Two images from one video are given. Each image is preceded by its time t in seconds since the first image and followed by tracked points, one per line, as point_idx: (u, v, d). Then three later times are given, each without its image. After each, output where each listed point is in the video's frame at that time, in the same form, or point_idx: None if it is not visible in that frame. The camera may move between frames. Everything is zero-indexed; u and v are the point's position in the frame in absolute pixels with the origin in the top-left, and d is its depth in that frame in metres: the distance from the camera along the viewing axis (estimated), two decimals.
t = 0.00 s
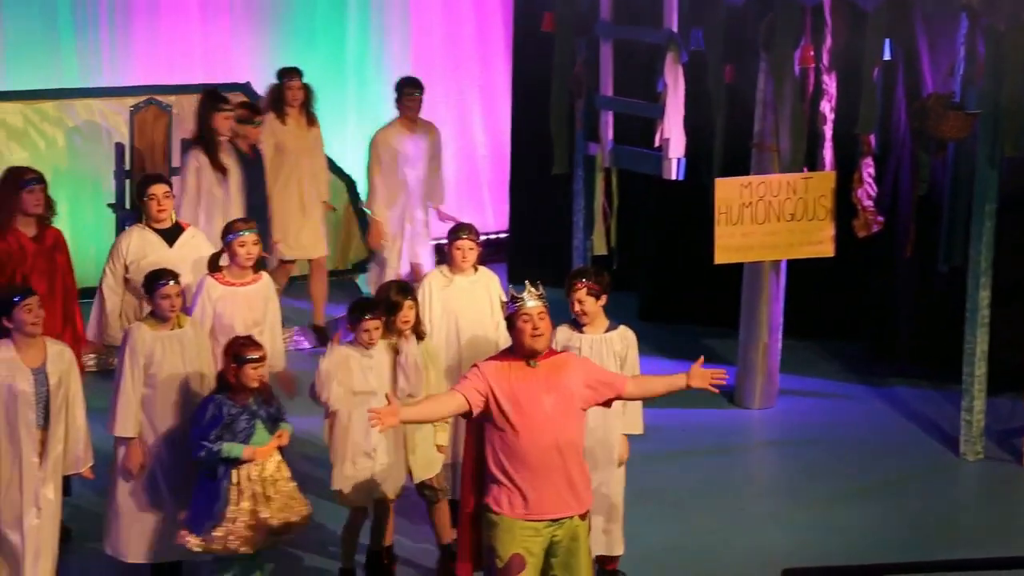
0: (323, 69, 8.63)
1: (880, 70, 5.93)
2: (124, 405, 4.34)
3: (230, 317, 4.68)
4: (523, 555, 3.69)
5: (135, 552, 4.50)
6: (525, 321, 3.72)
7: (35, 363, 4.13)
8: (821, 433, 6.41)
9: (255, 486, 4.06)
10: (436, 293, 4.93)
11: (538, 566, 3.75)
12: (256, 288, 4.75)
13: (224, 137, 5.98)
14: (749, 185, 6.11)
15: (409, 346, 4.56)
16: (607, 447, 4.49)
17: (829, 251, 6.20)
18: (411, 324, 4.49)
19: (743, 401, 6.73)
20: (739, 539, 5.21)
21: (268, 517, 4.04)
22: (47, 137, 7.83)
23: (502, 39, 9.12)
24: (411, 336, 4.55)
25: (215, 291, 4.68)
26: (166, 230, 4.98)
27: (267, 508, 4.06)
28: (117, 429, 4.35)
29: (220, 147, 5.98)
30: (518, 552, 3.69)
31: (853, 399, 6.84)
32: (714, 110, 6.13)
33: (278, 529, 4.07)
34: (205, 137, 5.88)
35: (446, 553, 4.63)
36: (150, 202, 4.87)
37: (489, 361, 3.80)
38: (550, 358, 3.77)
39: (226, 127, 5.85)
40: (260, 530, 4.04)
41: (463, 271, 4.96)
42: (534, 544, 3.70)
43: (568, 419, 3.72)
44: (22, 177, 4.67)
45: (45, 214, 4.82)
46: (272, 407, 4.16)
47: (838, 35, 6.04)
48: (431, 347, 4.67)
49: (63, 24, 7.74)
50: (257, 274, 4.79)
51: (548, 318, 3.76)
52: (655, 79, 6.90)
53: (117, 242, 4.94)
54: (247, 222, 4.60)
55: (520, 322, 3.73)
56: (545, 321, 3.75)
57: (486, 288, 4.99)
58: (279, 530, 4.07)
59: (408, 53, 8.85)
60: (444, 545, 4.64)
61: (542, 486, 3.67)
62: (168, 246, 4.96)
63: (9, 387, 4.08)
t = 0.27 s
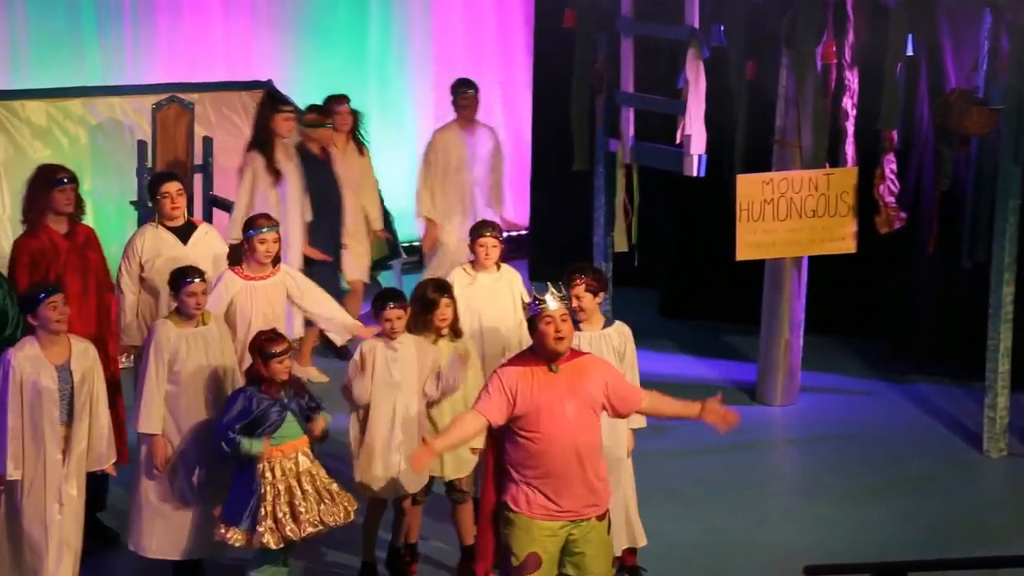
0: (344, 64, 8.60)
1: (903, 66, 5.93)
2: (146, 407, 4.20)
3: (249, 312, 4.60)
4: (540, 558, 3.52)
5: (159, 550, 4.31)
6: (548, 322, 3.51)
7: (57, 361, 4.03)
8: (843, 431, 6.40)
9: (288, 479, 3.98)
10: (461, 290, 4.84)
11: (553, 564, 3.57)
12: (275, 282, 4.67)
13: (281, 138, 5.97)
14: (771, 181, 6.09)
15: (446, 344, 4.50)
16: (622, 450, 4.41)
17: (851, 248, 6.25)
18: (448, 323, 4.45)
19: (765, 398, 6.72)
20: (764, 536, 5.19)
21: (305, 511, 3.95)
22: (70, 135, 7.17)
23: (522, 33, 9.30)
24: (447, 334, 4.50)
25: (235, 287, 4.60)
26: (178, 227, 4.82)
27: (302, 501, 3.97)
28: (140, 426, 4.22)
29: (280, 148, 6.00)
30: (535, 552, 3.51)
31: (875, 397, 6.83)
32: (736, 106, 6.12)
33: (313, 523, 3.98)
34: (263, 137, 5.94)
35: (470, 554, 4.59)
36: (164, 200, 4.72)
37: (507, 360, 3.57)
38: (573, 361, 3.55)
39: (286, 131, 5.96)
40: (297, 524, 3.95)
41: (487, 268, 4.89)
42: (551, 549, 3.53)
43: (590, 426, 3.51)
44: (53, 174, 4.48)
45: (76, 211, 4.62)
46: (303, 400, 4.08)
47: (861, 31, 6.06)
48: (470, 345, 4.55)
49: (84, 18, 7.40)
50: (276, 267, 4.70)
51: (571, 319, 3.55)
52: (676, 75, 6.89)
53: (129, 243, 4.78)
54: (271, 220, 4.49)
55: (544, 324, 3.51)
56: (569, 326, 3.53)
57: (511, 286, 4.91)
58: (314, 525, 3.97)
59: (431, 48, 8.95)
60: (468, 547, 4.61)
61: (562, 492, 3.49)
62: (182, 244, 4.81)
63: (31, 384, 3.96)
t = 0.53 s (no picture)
0: (361, 63, 8.37)
1: (918, 64, 5.92)
2: (166, 402, 4.21)
3: (260, 311, 4.53)
4: (552, 553, 3.52)
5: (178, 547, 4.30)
6: (563, 321, 3.44)
7: (75, 359, 4.04)
8: (859, 429, 6.39)
9: (301, 477, 3.91)
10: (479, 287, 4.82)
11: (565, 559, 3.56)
12: (285, 282, 4.61)
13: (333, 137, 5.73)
14: (787, 180, 6.07)
15: (477, 341, 4.52)
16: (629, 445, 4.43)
17: (869, 245, 6.24)
18: (479, 321, 4.44)
19: (781, 396, 6.72)
20: (781, 534, 5.18)
21: (317, 510, 3.87)
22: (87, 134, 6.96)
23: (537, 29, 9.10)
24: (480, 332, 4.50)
25: (245, 286, 4.53)
26: (188, 226, 4.82)
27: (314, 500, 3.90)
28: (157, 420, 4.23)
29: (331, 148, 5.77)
30: (547, 548, 3.51)
31: (892, 395, 6.82)
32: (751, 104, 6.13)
33: (326, 523, 3.89)
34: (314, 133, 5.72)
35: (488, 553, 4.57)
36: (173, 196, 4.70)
37: (523, 360, 3.53)
38: (588, 362, 3.50)
39: (341, 131, 5.73)
40: (309, 524, 3.87)
41: (506, 267, 4.89)
42: (564, 546, 3.52)
43: (603, 428, 3.48)
44: (79, 176, 4.54)
45: (100, 212, 4.65)
46: (323, 400, 4.02)
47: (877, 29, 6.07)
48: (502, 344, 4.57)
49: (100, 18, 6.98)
50: (286, 267, 4.65)
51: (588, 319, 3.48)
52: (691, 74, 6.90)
53: (140, 242, 4.80)
54: (280, 217, 4.47)
55: (559, 323, 3.44)
56: (584, 326, 3.47)
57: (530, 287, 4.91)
58: (327, 525, 3.88)
59: (445, 47, 8.74)
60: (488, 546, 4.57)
61: (573, 492, 3.47)
62: (193, 241, 4.81)
63: (48, 382, 3.97)
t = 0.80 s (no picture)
0: (380, 63, 7.87)
1: (942, 62, 5.90)
2: (192, 401, 4.20)
3: (278, 311, 4.54)
4: (573, 552, 3.48)
5: (200, 545, 4.32)
6: (584, 318, 3.45)
7: (98, 357, 4.05)
8: (881, 428, 6.36)
9: (310, 479, 3.92)
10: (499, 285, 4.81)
11: (585, 559, 3.53)
12: (303, 281, 4.61)
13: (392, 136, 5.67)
14: (809, 178, 6.04)
15: (510, 340, 4.48)
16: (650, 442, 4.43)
17: (888, 245, 6.24)
18: (510, 319, 4.44)
19: (803, 395, 6.70)
20: (801, 533, 5.17)
21: (322, 511, 3.88)
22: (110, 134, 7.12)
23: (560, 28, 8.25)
24: (512, 331, 4.49)
25: (262, 286, 4.54)
26: (205, 223, 4.88)
27: (321, 502, 3.90)
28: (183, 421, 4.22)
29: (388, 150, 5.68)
30: (567, 547, 3.47)
31: (914, 394, 6.80)
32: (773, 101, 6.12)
33: (331, 525, 3.90)
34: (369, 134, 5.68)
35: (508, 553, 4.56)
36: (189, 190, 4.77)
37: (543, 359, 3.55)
38: (609, 360, 3.50)
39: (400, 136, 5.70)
40: (314, 524, 3.88)
41: (526, 265, 4.87)
42: (584, 544, 3.49)
43: (624, 425, 3.48)
44: (107, 178, 4.55)
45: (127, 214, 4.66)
46: (337, 403, 4.04)
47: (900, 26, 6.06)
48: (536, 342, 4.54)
49: (123, 15, 6.83)
50: (301, 267, 4.65)
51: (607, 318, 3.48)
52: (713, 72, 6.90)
53: (158, 242, 4.84)
54: (294, 217, 4.49)
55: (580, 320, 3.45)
56: (606, 322, 3.48)
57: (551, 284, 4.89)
58: (332, 526, 3.90)
59: (465, 47, 8.00)
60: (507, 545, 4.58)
61: (593, 489, 3.46)
62: (209, 239, 4.86)
63: (72, 380, 3.98)
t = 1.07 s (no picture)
0: (381, 62, 7.91)
1: (943, 60, 5.90)
2: (194, 400, 4.19)
3: (279, 311, 4.54)
4: (572, 551, 3.48)
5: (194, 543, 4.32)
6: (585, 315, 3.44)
7: (98, 355, 4.05)
8: (882, 427, 6.37)
9: (299, 477, 3.91)
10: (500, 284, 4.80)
11: (585, 558, 3.53)
12: (303, 282, 4.61)
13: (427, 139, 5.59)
14: (811, 176, 6.04)
15: (514, 341, 4.43)
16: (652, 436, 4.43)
17: (891, 243, 6.21)
18: (513, 319, 4.37)
19: (804, 394, 6.71)
20: (801, 532, 5.17)
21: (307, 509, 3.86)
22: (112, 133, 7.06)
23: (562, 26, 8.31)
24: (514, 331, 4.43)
25: (263, 287, 4.55)
26: (201, 227, 4.89)
27: (308, 501, 3.89)
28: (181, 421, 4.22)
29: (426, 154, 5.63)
30: (567, 545, 3.47)
31: (915, 392, 6.80)
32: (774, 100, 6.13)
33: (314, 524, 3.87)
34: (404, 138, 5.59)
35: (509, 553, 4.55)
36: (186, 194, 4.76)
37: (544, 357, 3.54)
38: (610, 360, 3.49)
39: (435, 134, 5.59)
40: (298, 521, 3.87)
41: (529, 263, 4.86)
42: (583, 543, 3.49)
43: (625, 424, 3.47)
44: (111, 179, 4.55)
45: (132, 216, 4.67)
46: (331, 404, 4.01)
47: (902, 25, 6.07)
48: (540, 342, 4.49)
49: (124, 16, 6.86)
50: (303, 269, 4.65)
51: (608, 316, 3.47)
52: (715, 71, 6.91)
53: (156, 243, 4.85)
54: (294, 217, 4.49)
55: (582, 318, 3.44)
56: (608, 323, 3.47)
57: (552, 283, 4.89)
58: (316, 525, 3.87)
59: (467, 45, 8.05)
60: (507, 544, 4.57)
61: (593, 488, 3.45)
62: (206, 242, 4.87)
63: (72, 380, 3.98)
